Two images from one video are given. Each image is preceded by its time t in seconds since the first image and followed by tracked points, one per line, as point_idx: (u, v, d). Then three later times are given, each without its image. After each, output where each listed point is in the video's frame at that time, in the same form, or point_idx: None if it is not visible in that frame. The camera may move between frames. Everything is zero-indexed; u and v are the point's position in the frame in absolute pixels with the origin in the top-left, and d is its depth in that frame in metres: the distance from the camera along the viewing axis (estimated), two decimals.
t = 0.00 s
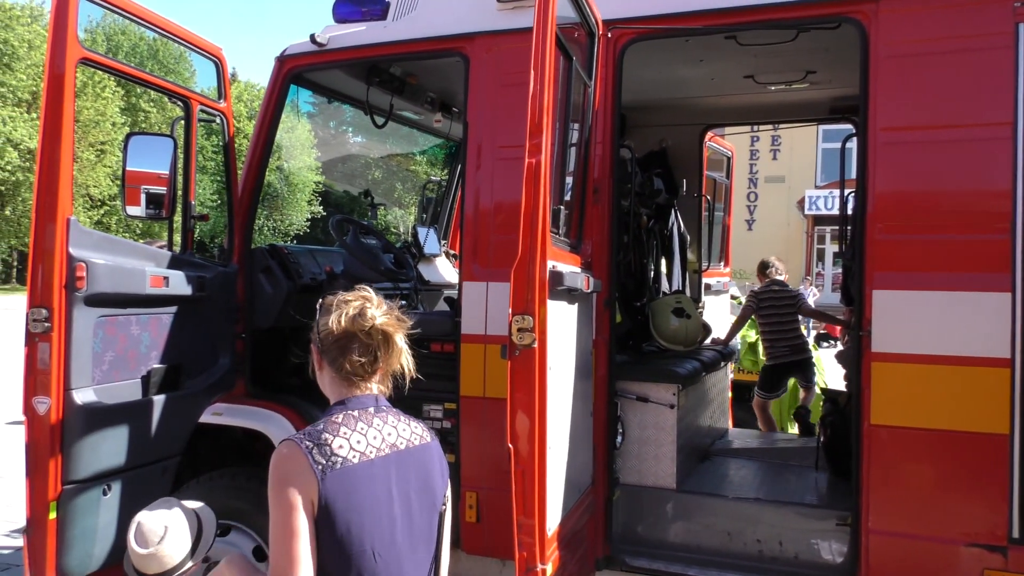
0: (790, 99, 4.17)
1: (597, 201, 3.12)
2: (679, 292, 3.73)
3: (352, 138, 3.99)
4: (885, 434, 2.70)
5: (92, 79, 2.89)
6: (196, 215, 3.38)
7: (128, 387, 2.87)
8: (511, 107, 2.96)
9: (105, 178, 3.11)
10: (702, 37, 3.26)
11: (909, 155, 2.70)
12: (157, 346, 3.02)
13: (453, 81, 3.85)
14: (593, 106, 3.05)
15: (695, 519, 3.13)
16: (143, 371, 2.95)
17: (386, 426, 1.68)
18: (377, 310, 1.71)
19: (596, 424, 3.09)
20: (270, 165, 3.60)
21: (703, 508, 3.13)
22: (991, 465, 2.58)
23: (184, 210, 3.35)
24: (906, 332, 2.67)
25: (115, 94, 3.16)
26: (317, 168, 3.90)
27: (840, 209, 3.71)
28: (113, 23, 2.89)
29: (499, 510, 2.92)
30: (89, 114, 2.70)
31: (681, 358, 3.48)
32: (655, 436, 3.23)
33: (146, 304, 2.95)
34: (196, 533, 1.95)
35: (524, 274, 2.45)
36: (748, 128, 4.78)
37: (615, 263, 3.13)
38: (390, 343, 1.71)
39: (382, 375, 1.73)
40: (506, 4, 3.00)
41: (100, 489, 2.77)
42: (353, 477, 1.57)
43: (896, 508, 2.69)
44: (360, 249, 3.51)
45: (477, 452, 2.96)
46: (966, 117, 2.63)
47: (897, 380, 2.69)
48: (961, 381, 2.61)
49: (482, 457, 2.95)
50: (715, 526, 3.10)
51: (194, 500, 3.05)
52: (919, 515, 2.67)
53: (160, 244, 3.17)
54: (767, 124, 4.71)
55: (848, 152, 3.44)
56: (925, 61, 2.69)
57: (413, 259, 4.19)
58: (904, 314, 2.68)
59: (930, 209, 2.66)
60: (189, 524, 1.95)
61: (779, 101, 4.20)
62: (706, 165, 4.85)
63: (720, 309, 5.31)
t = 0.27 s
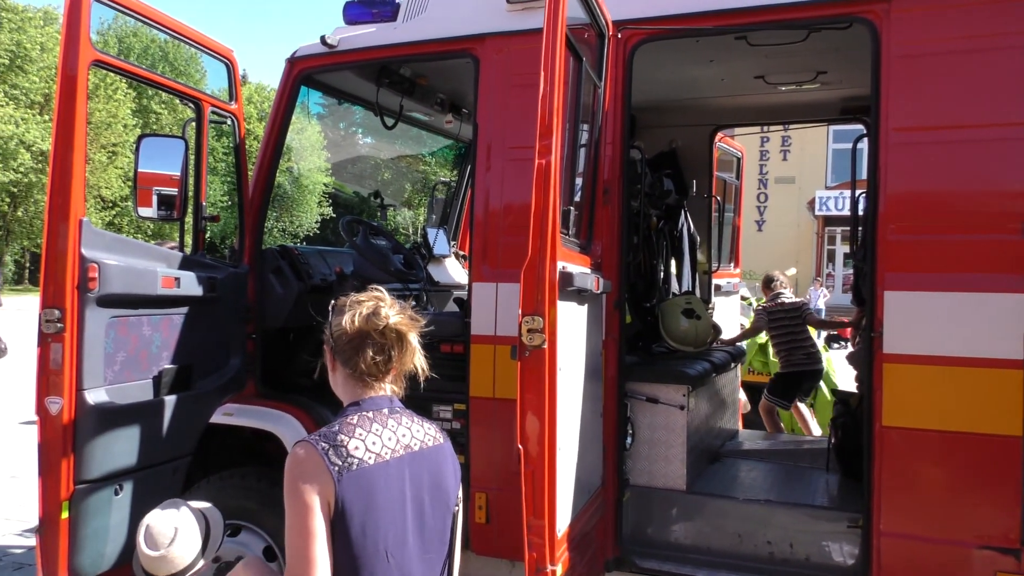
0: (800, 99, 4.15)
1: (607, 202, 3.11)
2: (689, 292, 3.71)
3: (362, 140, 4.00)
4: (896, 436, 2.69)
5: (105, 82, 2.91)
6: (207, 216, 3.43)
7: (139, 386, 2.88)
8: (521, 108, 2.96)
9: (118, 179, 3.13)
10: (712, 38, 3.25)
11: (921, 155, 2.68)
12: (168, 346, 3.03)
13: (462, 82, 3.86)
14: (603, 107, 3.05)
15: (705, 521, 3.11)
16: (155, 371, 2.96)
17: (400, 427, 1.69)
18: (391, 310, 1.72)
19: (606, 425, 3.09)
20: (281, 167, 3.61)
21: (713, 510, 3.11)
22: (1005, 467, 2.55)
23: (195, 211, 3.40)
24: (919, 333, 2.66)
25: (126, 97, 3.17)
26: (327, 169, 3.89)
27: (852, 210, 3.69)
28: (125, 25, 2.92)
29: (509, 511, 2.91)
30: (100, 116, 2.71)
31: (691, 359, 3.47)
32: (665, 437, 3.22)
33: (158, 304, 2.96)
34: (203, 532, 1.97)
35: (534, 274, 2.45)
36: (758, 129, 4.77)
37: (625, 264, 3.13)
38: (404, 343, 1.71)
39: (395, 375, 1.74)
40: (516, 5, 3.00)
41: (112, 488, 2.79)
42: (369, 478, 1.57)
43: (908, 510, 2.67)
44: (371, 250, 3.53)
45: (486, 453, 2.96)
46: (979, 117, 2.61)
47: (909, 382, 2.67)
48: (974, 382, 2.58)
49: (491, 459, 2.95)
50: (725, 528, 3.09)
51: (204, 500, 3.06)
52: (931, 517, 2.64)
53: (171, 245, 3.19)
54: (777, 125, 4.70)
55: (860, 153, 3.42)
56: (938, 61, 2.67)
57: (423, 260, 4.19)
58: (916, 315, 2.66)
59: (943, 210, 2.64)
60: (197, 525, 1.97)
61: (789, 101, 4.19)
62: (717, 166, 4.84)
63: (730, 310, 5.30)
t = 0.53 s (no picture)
0: (807, 101, 4.14)
1: (614, 205, 3.11)
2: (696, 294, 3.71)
3: (369, 142, 4.00)
4: (904, 438, 2.68)
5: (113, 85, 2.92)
6: (215, 218, 3.41)
7: (148, 388, 2.90)
8: (528, 111, 2.96)
9: (124, 181, 3.15)
10: (720, 40, 3.25)
11: (929, 157, 2.68)
12: (177, 348, 3.04)
13: (469, 85, 3.87)
14: (610, 109, 3.05)
15: (713, 524, 3.11)
16: (163, 373, 2.98)
17: (410, 430, 1.69)
18: (401, 314, 1.72)
19: (612, 428, 3.09)
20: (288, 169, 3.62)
21: (721, 512, 3.11)
22: (1013, 470, 2.54)
23: (203, 215, 3.38)
24: (927, 336, 2.65)
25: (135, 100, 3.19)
26: (333, 172, 3.89)
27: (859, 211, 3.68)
28: (133, 28, 2.93)
29: (515, 514, 2.91)
30: (109, 119, 2.72)
31: (698, 362, 3.46)
32: (672, 440, 3.22)
33: (166, 306, 2.97)
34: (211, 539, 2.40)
35: (541, 276, 2.45)
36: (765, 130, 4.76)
37: (632, 266, 3.13)
38: (414, 347, 1.72)
39: (405, 378, 1.74)
40: (522, 8, 3.00)
41: (121, 490, 2.80)
42: (380, 481, 1.57)
43: (917, 513, 2.66)
44: (378, 253, 3.54)
45: (493, 455, 2.96)
46: (987, 119, 2.60)
47: (917, 385, 2.66)
48: (982, 385, 2.57)
49: (498, 461, 2.95)
50: (733, 531, 3.08)
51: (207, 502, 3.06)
52: (939, 520, 2.63)
53: (177, 248, 3.21)
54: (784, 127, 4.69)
55: (868, 154, 3.41)
56: (945, 63, 2.67)
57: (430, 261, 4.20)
58: (924, 317, 2.65)
59: (951, 212, 2.63)
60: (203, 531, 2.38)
61: (796, 103, 4.18)
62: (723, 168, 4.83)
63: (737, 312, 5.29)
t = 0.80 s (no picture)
0: (815, 102, 4.13)
1: (623, 207, 3.11)
2: (703, 297, 3.71)
3: (376, 145, 4.02)
4: (914, 441, 2.67)
5: (123, 89, 2.93)
6: (224, 221, 3.45)
7: (158, 390, 2.91)
8: (536, 113, 2.97)
9: (133, 184, 3.17)
10: (728, 42, 3.25)
11: (939, 159, 2.67)
12: (187, 350, 3.06)
13: (477, 87, 3.88)
14: (619, 111, 3.05)
15: (722, 526, 3.11)
16: (174, 375, 2.99)
17: (422, 432, 1.69)
18: (412, 317, 1.72)
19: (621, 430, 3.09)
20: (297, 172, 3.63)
21: (730, 515, 3.11)
22: None
23: (212, 217, 3.41)
24: (937, 338, 2.64)
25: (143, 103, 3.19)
26: (342, 175, 3.88)
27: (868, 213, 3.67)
28: (141, 31, 2.93)
29: (524, 516, 2.91)
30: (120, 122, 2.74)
31: (706, 364, 3.46)
32: (680, 442, 3.22)
33: (176, 309, 2.98)
34: (223, 549, 2.41)
35: (550, 278, 2.45)
36: (773, 132, 4.76)
37: (640, 268, 3.13)
38: (425, 350, 1.72)
39: (416, 381, 1.74)
40: (531, 11, 3.00)
41: (131, 491, 2.81)
42: (393, 483, 1.58)
43: (926, 517, 2.65)
44: (386, 254, 3.54)
45: (501, 457, 2.96)
46: (996, 121, 2.60)
47: (927, 387, 2.65)
48: (992, 387, 2.56)
49: (507, 462, 2.95)
50: (742, 533, 3.08)
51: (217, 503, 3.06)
52: (948, 523, 2.62)
53: (187, 249, 3.25)
54: (792, 129, 4.69)
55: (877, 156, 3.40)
56: (954, 65, 2.66)
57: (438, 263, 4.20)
58: (934, 319, 2.65)
59: (962, 213, 2.62)
60: (210, 536, 2.37)
61: (804, 105, 4.17)
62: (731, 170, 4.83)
63: (745, 314, 5.29)
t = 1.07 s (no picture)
0: (825, 100, 4.12)
1: (632, 205, 3.11)
2: (714, 296, 3.71)
3: (385, 144, 4.02)
4: (926, 440, 2.66)
5: (134, 88, 2.94)
6: (235, 220, 3.47)
7: (169, 388, 2.92)
8: (546, 112, 2.96)
9: (143, 183, 3.18)
10: (738, 39, 3.24)
11: (951, 157, 2.66)
12: (198, 348, 3.07)
13: (486, 86, 3.88)
14: (628, 109, 3.04)
15: (732, 525, 3.10)
16: (185, 373, 3.00)
17: (435, 430, 1.70)
18: (425, 317, 1.73)
19: (631, 428, 3.09)
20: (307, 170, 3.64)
21: (740, 514, 3.10)
22: None
23: (224, 216, 3.44)
24: (949, 336, 2.63)
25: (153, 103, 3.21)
26: (349, 173, 3.87)
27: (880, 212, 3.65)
28: (152, 31, 2.95)
29: (534, 515, 2.91)
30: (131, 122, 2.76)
31: (716, 363, 3.45)
32: (691, 441, 3.21)
33: (187, 307, 3.00)
34: (235, 548, 2.23)
35: (561, 277, 2.45)
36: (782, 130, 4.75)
37: (650, 266, 3.12)
38: (438, 349, 1.73)
39: (429, 380, 1.75)
40: (540, 9, 3.00)
41: (144, 488, 2.83)
42: (408, 481, 1.58)
43: (937, 516, 2.64)
44: (395, 253, 3.55)
45: (511, 455, 2.96)
46: (1009, 118, 2.58)
47: (939, 386, 2.64)
48: (1005, 386, 2.54)
49: (517, 460, 2.95)
50: (752, 532, 3.07)
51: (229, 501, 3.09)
52: (960, 522, 2.61)
53: (198, 249, 3.24)
54: (801, 127, 4.68)
55: (888, 154, 3.38)
56: (966, 62, 2.65)
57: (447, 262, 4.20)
58: (946, 317, 2.63)
59: (974, 211, 2.61)
60: (225, 537, 2.21)
61: (815, 103, 4.16)
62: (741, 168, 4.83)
63: (755, 313, 5.28)
